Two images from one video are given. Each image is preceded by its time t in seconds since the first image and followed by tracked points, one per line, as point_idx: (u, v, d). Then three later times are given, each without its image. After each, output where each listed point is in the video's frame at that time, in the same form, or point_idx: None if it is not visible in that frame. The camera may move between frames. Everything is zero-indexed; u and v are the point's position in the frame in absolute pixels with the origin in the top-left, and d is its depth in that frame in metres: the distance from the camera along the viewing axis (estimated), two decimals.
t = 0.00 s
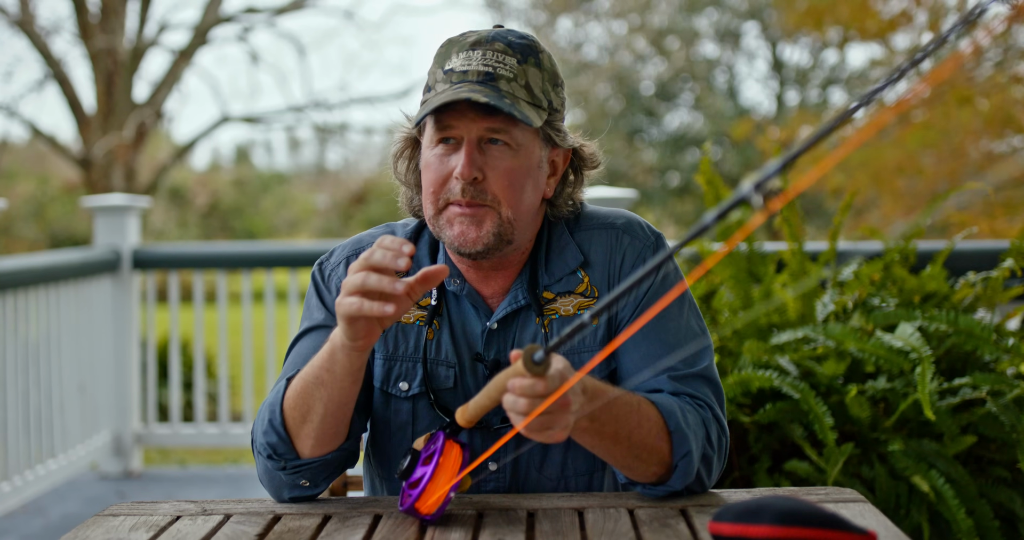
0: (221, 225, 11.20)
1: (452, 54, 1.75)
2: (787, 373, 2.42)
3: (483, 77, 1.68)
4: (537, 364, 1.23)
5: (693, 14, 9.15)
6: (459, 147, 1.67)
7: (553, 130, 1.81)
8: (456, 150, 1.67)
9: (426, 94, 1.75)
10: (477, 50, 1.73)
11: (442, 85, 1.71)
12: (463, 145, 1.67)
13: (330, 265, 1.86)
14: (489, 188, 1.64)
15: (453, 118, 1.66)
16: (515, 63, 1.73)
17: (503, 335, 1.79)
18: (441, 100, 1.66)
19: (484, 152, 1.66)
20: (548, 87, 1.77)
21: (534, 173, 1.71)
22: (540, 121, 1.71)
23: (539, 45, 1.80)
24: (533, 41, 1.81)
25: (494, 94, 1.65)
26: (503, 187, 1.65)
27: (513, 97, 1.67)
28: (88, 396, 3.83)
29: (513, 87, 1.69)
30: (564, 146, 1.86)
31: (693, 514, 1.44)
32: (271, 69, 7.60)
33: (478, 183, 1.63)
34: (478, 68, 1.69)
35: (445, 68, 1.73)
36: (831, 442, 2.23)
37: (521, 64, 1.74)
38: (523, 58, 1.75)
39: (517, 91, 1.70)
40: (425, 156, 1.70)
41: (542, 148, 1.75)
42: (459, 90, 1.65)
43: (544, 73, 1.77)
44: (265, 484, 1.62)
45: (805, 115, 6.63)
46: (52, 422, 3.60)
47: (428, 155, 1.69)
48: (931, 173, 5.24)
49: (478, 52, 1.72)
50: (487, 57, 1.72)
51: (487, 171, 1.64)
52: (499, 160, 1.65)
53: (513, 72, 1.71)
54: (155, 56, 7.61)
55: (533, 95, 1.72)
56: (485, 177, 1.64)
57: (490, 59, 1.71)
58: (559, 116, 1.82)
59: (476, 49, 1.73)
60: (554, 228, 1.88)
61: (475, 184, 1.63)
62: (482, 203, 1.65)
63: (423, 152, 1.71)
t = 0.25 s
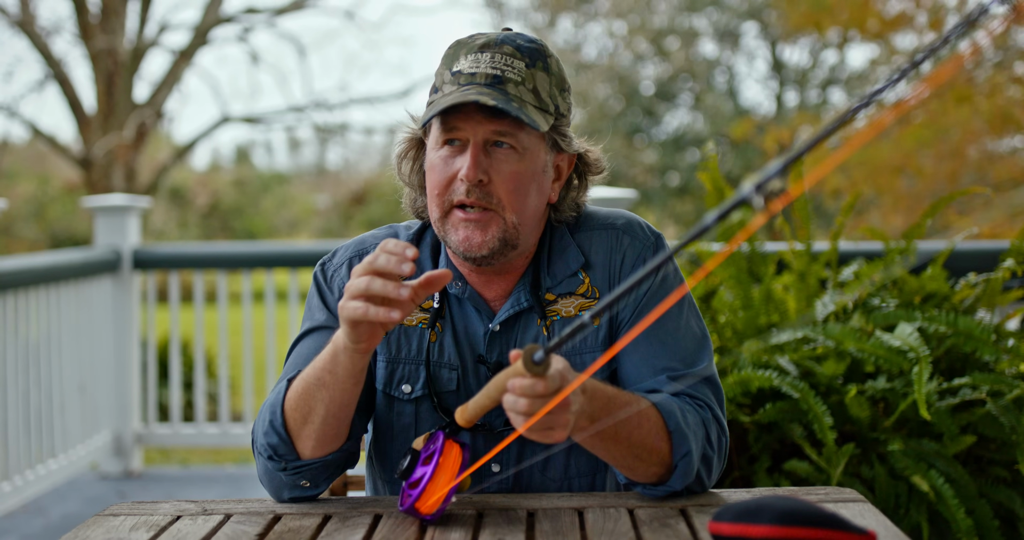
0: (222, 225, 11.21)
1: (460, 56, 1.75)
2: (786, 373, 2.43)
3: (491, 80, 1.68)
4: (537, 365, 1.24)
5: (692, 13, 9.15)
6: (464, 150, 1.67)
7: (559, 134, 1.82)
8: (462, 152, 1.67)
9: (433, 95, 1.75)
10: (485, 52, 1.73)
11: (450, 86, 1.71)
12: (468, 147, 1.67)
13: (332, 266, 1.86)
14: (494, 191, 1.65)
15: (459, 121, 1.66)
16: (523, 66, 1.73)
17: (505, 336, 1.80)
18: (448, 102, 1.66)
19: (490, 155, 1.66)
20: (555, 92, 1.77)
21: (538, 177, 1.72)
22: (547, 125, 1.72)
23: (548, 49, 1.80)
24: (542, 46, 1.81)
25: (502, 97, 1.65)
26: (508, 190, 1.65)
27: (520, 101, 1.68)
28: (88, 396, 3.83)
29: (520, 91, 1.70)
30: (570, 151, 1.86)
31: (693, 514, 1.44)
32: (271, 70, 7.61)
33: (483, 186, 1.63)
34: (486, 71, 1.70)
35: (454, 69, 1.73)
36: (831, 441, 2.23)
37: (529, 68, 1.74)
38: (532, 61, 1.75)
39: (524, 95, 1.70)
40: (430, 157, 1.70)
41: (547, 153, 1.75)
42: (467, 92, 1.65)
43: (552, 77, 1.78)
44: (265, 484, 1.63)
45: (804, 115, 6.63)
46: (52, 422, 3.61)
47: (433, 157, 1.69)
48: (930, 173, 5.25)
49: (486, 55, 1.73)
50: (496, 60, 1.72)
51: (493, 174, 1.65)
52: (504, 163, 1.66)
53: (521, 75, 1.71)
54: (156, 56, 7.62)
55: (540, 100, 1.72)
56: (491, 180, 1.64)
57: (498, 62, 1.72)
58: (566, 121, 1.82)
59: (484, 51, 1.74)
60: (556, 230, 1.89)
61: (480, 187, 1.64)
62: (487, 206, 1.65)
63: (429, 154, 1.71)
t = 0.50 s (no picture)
0: (222, 225, 11.21)
1: (456, 56, 1.75)
2: (786, 373, 2.43)
3: (488, 78, 1.69)
4: (537, 364, 1.24)
5: (692, 13, 9.14)
6: (462, 149, 1.67)
7: (556, 132, 1.82)
8: (460, 151, 1.67)
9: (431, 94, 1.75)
10: (482, 51, 1.74)
11: (447, 85, 1.71)
12: (466, 145, 1.67)
13: (332, 267, 1.86)
14: (494, 189, 1.65)
15: (458, 119, 1.67)
16: (520, 64, 1.73)
17: (505, 337, 1.80)
18: (446, 100, 1.66)
19: (487, 153, 1.67)
20: (552, 90, 1.78)
21: (537, 175, 1.72)
22: (544, 123, 1.72)
23: (543, 47, 1.80)
24: (537, 44, 1.82)
25: (499, 94, 1.65)
26: (507, 188, 1.66)
27: (518, 99, 1.68)
28: (89, 395, 3.83)
29: (518, 88, 1.70)
30: (568, 148, 1.87)
31: (693, 514, 1.44)
32: (272, 70, 7.61)
33: (482, 184, 1.64)
34: (483, 69, 1.70)
35: (450, 68, 1.73)
36: (831, 441, 2.24)
37: (526, 66, 1.74)
38: (528, 60, 1.75)
39: (522, 93, 1.70)
40: (429, 157, 1.70)
41: (545, 151, 1.75)
42: (465, 90, 1.65)
43: (548, 75, 1.78)
44: (266, 483, 1.63)
45: (804, 115, 6.63)
46: (53, 422, 3.61)
47: (432, 156, 1.70)
48: (929, 173, 5.25)
49: (483, 53, 1.73)
50: (493, 58, 1.72)
51: (491, 172, 1.65)
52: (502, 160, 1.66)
53: (518, 73, 1.72)
54: (156, 57, 7.61)
55: (538, 97, 1.73)
56: (489, 178, 1.64)
57: (496, 60, 1.72)
58: (563, 118, 1.83)
59: (481, 50, 1.74)
60: (556, 231, 1.89)
61: (479, 184, 1.64)
62: (486, 204, 1.65)
63: (428, 153, 1.71)
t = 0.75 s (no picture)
0: (222, 225, 11.22)
1: (456, 56, 1.76)
2: (786, 373, 2.43)
3: (492, 76, 1.69)
4: (536, 362, 1.24)
5: (692, 13, 9.16)
6: (468, 147, 1.67)
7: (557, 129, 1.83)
8: (466, 149, 1.67)
9: (433, 94, 1.76)
10: (483, 50, 1.74)
11: (450, 84, 1.72)
12: (472, 143, 1.67)
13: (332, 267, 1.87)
14: (501, 186, 1.65)
15: (464, 118, 1.67)
16: (521, 62, 1.74)
17: (506, 336, 1.80)
18: (452, 99, 1.67)
19: (494, 151, 1.67)
20: (553, 87, 1.78)
21: (542, 172, 1.73)
22: (548, 119, 1.73)
23: (541, 45, 1.81)
24: (535, 42, 1.83)
25: (505, 92, 1.66)
26: (514, 184, 1.66)
27: (522, 95, 1.69)
28: (89, 395, 3.84)
29: (521, 86, 1.71)
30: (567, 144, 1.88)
31: (693, 514, 1.45)
32: (272, 70, 7.61)
33: (490, 180, 1.64)
34: (485, 68, 1.70)
35: (452, 68, 1.73)
36: (830, 441, 2.24)
37: (526, 63, 1.75)
38: (528, 57, 1.76)
39: (525, 90, 1.71)
40: (433, 155, 1.70)
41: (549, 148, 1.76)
42: (470, 89, 1.66)
43: (548, 72, 1.79)
44: (266, 483, 1.63)
45: (803, 115, 6.63)
46: (53, 422, 3.61)
47: (436, 155, 1.69)
48: (928, 173, 5.25)
49: (484, 52, 1.74)
50: (494, 56, 1.73)
51: (499, 169, 1.65)
52: (509, 157, 1.66)
53: (520, 70, 1.72)
54: (156, 57, 7.62)
55: (541, 94, 1.74)
56: (497, 175, 1.64)
57: (497, 59, 1.73)
58: (563, 114, 1.84)
59: (481, 49, 1.74)
60: (556, 230, 1.89)
61: (487, 182, 1.64)
62: (494, 200, 1.65)
63: (432, 152, 1.71)
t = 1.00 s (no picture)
0: (222, 224, 11.22)
1: (453, 58, 1.76)
2: (786, 373, 2.44)
3: (492, 78, 1.70)
4: (536, 362, 1.24)
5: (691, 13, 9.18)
6: (470, 149, 1.68)
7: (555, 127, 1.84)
8: (468, 151, 1.67)
9: (432, 97, 1.76)
10: (480, 51, 1.75)
11: (449, 87, 1.73)
12: (474, 145, 1.68)
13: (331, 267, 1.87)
14: (505, 187, 1.65)
15: (465, 121, 1.67)
16: (519, 62, 1.75)
17: (505, 336, 1.81)
18: (453, 101, 1.67)
19: (497, 152, 1.67)
20: (550, 86, 1.79)
21: (544, 171, 1.73)
22: (548, 118, 1.73)
23: (537, 44, 1.82)
24: (530, 41, 1.84)
25: (507, 92, 1.67)
26: (518, 185, 1.66)
27: (523, 96, 1.70)
28: (89, 395, 3.84)
29: (521, 86, 1.71)
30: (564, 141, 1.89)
31: (692, 513, 1.45)
32: (272, 70, 7.61)
33: (494, 182, 1.64)
34: (485, 69, 1.71)
35: (450, 70, 1.74)
36: (830, 440, 2.24)
37: (523, 63, 1.76)
38: (525, 56, 1.77)
39: (525, 90, 1.72)
40: (434, 158, 1.70)
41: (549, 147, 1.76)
42: (472, 91, 1.66)
43: (545, 71, 1.80)
44: (265, 484, 1.64)
45: (802, 115, 6.64)
46: (54, 422, 3.62)
47: (438, 158, 1.69)
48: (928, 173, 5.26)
49: (482, 54, 1.74)
50: (492, 57, 1.73)
51: (502, 169, 1.65)
52: (512, 158, 1.67)
53: (518, 70, 1.73)
54: (156, 57, 7.62)
55: (540, 94, 1.74)
56: (501, 176, 1.65)
57: (495, 60, 1.73)
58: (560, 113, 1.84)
59: (478, 50, 1.75)
60: (556, 230, 1.90)
61: (491, 183, 1.64)
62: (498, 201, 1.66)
63: (432, 155, 1.71)
